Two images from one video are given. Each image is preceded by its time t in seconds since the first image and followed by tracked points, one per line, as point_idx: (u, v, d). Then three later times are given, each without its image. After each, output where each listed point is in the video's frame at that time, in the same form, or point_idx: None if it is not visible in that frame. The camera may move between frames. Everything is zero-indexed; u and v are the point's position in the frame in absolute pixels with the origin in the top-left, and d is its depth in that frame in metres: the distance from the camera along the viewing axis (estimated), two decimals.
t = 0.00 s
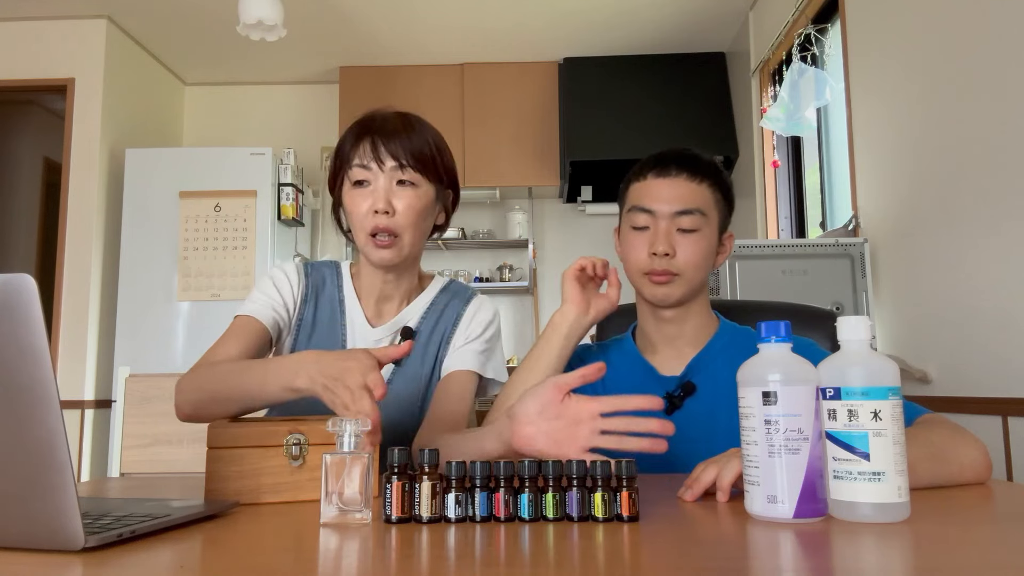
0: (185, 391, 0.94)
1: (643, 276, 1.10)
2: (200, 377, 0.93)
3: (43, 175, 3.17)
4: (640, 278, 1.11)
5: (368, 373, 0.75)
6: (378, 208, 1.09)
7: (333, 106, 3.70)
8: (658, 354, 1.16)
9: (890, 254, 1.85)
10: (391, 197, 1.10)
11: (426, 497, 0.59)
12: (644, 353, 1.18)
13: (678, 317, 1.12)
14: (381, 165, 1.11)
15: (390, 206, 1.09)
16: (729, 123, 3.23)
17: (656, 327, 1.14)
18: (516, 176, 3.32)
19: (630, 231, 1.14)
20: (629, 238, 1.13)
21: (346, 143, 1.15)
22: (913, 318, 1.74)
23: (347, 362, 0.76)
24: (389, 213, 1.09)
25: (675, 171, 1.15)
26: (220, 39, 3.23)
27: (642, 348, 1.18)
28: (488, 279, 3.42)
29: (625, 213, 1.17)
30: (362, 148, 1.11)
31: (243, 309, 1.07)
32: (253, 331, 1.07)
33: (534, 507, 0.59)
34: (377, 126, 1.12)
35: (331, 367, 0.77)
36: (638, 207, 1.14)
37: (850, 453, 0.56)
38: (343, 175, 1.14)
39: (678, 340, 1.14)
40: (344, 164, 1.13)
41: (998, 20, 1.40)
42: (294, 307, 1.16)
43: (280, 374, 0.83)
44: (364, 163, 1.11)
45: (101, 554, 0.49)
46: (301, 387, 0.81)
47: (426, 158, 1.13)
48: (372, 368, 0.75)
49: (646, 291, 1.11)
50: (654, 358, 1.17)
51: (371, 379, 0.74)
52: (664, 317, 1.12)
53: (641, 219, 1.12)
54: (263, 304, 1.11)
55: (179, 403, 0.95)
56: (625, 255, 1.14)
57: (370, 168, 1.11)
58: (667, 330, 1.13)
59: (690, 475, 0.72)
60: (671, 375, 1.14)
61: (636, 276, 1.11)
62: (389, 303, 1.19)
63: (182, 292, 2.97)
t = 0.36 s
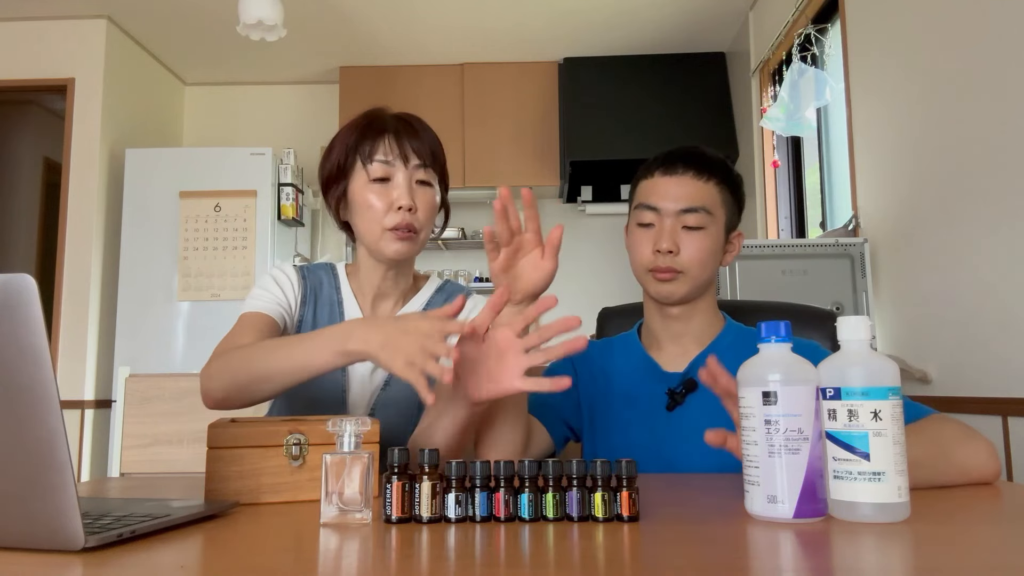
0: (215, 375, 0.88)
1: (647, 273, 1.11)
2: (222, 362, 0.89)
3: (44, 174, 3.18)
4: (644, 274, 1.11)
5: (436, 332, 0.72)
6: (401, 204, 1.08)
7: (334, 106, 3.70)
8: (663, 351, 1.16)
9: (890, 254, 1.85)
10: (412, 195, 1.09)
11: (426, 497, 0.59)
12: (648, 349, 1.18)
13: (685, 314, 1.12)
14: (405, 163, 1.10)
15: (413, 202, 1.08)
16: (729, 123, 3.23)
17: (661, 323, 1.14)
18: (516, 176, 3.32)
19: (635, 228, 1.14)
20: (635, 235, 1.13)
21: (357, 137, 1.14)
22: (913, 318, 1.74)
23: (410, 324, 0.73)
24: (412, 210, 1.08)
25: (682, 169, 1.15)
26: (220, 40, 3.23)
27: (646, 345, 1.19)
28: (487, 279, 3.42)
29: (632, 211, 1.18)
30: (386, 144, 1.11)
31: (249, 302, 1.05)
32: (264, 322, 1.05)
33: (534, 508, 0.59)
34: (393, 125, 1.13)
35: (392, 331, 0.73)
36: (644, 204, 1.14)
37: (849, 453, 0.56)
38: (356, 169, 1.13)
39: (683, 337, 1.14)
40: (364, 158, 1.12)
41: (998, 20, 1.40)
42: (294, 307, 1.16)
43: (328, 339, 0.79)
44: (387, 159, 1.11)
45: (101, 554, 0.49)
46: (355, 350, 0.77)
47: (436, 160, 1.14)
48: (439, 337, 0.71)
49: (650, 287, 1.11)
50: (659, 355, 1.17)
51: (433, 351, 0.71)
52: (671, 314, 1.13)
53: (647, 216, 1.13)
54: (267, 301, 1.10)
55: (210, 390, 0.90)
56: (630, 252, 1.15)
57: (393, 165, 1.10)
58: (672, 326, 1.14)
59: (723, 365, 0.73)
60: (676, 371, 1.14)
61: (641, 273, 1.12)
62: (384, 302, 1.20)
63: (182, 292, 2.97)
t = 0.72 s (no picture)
0: (172, 393, 0.95)
1: (653, 275, 1.11)
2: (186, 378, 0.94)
3: (43, 174, 3.18)
4: (650, 277, 1.11)
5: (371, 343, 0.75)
6: (399, 206, 1.09)
7: (334, 106, 3.70)
8: (668, 348, 1.16)
9: (890, 254, 1.85)
10: (410, 197, 1.10)
11: (426, 497, 0.59)
12: (654, 347, 1.18)
13: (691, 313, 1.12)
14: (403, 164, 1.11)
15: (410, 205, 1.09)
16: (729, 123, 3.23)
17: (667, 321, 1.14)
18: (516, 176, 3.32)
19: (640, 230, 1.14)
20: (640, 238, 1.13)
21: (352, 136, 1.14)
22: (913, 318, 1.74)
23: (337, 352, 0.75)
24: (410, 213, 1.09)
25: (686, 170, 1.15)
26: (219, 40, 3.23)
27: (652, 342, 1.19)
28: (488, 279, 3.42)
29: (636, 212, 1.18)
30: (383, 145, 1.11)
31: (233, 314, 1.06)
32: (246, 332, 1.07)
33: (534, 508, 0.59)
34: (391, 126, 1.13)
35: (319, 356, 0.76)
36: (649, 207, 1.14)
37: (849, 453, 0.56)
38: (352, 169, 1.13)
39: (689, 335, 1.14)
40: (359, 158, 1.12)
41: (998, 20, 1.40)
42: (286, 309, 1.17)
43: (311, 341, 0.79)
44: (385, 160, 1.11)
45: (101, 554, 0.49)
46: (288, 375, 0.81)
47: (438, 160, 1.15)
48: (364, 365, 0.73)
49: (656, 290, 1.12)
50: (665, 352, 1.17)
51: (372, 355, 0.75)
52: (676, 314, 1.13)
53: (652, 219, 1.13)
54: (254, 306, 1.11)
55: (165, 408, 0.96)
56: (635, 254, 1.15)
57: (390, 166, 1.11)
58: (678, 325, 1.14)
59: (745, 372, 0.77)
60: (681, 369, 1.14)
61: (646, 275, 1.12)
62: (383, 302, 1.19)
63: (181, 292, 2.97)
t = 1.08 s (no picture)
0: (167, 399, 0.95)
1: (661, 277, 1.11)
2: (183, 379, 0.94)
3: (43, 174, 3.18)
4: (658, 278, 1.11)
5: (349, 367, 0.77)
6: (377, 206, 1.09)
7: (334, 106, 3.70)
8: (669, 349, 1.16)
9: (889, 254, 1.85)
10: (389, 196, 1.10)
11: (426, 497, 0.59)
12: (655, 348, 1.18)
13: (695, 313, 1.12)
14: (381, 164, 1.11)
15: (389, 204, 1.09)
16: (729, 123, 3.22)
17: (670, 322, 1.14)
18: (517, 176, 3.32)
19: (647, 230, 1.14)
20: (647, 238, 1.13)
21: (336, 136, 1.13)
22: (913, 318, 1.74)
23: (318, 360, 0.77)
24: (388, 212, 1.10)
25: (694, 170, 1.14)
26: (219, 40, 3.23)
27: (654, 343, 1.19)
28: (488, 279, 3.42)
29: (643, 211, 1.18)
30: (361, 146, 1.11)
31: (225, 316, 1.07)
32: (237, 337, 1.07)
33: (534, 507, 0.59)
34: (373, 126, 1.13)
35: (299, 362, 0.78)
36: (656, 207, 1.14)
37: (849, 453, 0.56)
38: (333, 170, 1.13)
39: (690, 336, 1.14)
40: (338, 159, 1.12)
41: (998, 21, 1.40)
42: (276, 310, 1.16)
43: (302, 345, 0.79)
44: (363, 161, 1.11)
45: (101, 554, 0.49)
46: (268, 381, 0.82)
47: (418, 161, 1.15)
48: (341, 372, 0.75)
49: (664, 291, 1.12)
50: (666, 354, 1.17)
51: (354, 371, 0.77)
52: (681, 315, 1.13)
53: (659, 219, 1.13)
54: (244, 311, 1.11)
55: (165, 411, 0.96)
56: (642, 254, 1.15)
57: (369, 167, 1.11)
58: (678, 326, 1.13)
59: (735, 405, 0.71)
60: (682, 371, 1.14)
61: (654, 276, 1.12)
62: (372, 298, 1.19)
63: (182, 292, 2.97)
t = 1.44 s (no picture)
0: (173, 395, 0.95)
1: (640, 270, 1.10)
2: (188, 378, 0.94)
3: (43, 174, 3.18)
4: (638, 274, 1.11)
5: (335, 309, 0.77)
6: (399, 215, 1.12)
7: (334, 106, 3.70)
8: (666, 353, 1.16)
9: (890, 254, 1.85)
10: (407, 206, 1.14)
11: (426, 497, 0.59)
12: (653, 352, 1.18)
13: (686, 312, 1.11)
14: (400, 176, 1.15)
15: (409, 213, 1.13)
16: (729, 123, 3.23)
17: (665, 325, 1.14)
18: (517, 176, 3.32)
19: (626, 230, 1.14)
20: (626, 236, 1.14)
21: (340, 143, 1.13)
22: (913, 318, 1.74)
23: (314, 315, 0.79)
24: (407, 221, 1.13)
25: (667, 168, 1.16)
26: (219, 40, 3.23)
27: (652, 346, 1.18)
28: (487, 279, 3.43)
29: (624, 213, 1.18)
30: (387, 159, 1.13)
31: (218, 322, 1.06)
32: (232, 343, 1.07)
33: (534, 508, 0.59)
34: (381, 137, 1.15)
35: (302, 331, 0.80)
36: (633, 205, 1.14)
37: (850, 453, 0.56)
38: (353, 177, 1.11)
39: (687, 337, 1.14)
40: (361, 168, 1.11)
41: (998, 21, 1.40)
42: (267, 318, 1.16)
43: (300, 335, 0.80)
44: (388, 172, 1.13)
45: (101, 554, 0.49)
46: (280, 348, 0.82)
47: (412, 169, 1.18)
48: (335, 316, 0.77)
49: (646, 286, 1.11)
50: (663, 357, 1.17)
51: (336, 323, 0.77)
52: (671, 313, 1.12)
53: (636, 216, 1.13)
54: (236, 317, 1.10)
55: (170, 408, 0.96)
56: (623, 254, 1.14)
57: (391, 177, 1.13)
58: (674, 327, 1.13)
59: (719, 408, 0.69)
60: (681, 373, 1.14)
61: (634, 272, 1.11)
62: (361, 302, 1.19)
63: (182, 292, 2.97)
